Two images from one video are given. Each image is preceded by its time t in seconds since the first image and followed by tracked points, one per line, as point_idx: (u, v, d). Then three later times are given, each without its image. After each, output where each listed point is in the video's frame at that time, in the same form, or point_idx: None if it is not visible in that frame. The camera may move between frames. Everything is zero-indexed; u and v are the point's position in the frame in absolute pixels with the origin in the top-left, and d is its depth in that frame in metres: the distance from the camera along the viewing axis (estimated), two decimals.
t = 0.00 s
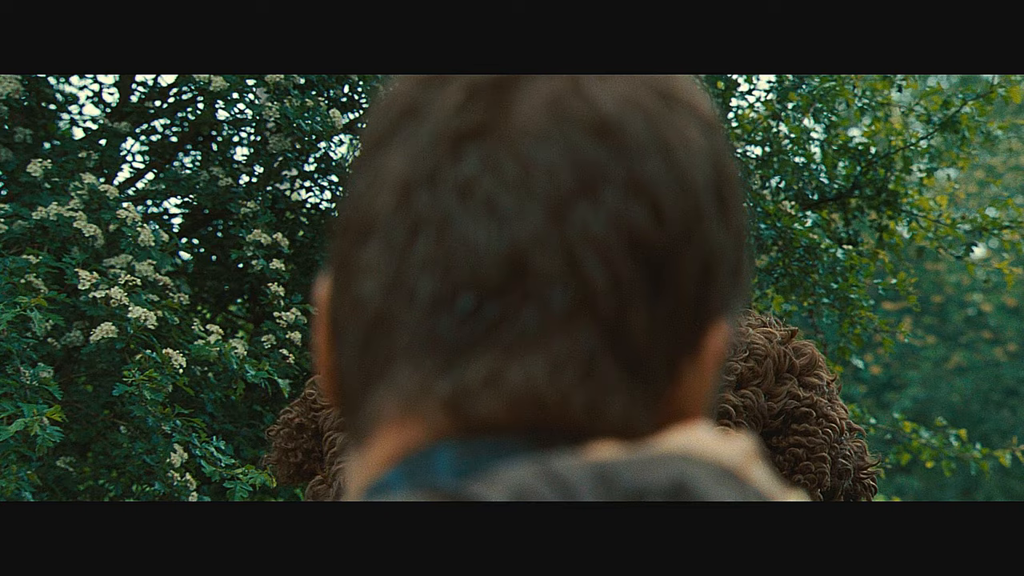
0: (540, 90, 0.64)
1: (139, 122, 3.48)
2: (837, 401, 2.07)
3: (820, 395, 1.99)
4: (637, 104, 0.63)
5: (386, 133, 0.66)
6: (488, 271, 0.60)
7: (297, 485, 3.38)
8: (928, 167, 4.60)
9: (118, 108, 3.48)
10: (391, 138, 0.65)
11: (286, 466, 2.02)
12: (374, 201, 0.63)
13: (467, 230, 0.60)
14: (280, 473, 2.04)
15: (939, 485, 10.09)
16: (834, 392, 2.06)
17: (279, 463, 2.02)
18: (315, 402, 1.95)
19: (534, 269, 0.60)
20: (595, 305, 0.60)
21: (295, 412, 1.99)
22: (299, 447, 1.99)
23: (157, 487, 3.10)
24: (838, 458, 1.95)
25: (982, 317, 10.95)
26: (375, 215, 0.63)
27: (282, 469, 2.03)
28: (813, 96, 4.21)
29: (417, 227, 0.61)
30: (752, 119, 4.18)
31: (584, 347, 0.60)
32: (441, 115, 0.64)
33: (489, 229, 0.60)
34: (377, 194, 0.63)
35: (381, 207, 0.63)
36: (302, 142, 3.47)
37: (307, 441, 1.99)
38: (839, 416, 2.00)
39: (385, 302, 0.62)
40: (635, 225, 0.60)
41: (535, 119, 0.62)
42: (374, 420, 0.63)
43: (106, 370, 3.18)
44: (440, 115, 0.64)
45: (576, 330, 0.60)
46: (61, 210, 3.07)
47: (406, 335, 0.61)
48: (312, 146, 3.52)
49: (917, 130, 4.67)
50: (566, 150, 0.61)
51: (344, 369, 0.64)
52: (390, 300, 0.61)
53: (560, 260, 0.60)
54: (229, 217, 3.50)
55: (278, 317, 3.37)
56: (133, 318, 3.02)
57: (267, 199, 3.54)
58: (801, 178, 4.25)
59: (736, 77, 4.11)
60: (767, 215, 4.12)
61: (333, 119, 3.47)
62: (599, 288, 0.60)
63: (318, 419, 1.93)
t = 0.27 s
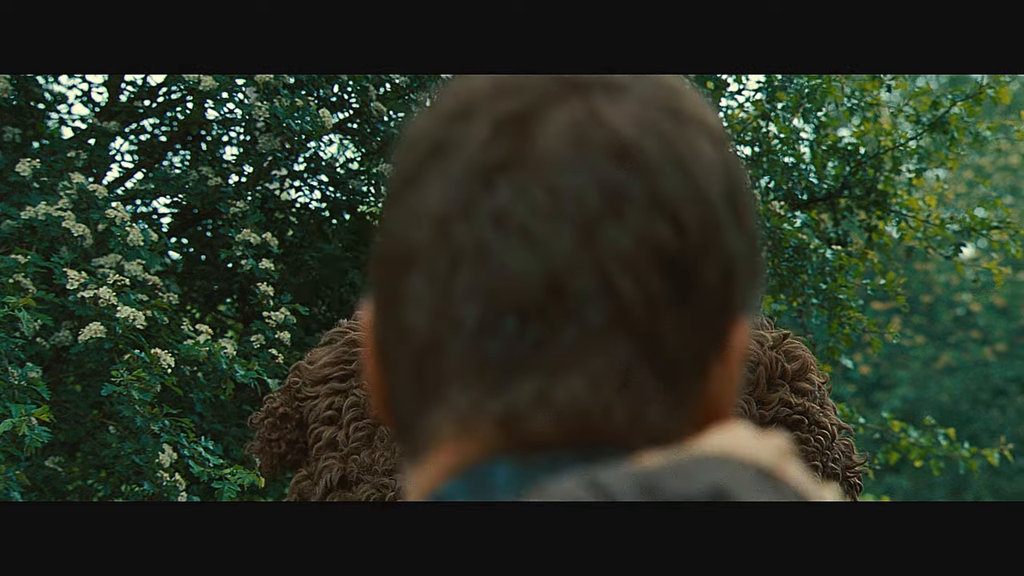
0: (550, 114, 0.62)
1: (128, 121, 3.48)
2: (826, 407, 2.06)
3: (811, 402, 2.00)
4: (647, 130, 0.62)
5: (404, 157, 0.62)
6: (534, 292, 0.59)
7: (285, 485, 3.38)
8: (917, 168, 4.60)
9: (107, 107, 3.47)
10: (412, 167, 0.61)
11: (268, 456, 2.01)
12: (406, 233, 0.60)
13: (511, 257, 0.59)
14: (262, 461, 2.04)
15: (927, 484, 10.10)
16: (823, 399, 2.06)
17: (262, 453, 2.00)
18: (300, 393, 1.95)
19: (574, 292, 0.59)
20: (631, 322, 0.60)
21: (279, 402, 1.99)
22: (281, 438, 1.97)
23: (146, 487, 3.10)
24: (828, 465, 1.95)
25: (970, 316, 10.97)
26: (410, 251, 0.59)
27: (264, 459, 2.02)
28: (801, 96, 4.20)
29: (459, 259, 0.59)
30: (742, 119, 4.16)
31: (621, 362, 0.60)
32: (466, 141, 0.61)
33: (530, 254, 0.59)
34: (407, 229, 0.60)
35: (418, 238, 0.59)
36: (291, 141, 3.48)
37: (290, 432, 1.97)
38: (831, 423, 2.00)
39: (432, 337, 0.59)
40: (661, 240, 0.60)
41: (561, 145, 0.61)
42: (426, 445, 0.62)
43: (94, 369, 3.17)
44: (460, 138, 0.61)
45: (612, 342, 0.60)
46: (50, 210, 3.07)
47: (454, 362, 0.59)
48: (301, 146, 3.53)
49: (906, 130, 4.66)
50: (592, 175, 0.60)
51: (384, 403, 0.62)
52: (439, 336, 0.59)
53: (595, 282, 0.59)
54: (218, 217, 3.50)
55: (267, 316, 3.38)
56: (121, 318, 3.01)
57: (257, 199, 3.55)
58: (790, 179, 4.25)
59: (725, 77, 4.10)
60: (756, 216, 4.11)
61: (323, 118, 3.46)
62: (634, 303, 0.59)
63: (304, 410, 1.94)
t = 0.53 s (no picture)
0: (626, 207, 0.55)
1: (120, 120, 3.48)
2: (821, 406, 2.05)
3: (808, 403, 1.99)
4: (718, 236, 0.56)
5: (486, 244, 0.58)
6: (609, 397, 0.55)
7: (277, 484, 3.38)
8: (908, 167, 4.60)
9: (99, 106, 3.47)
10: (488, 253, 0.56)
11: (257, 446, 2.01)
12: (485, 326, 0.56)
13: (588, 360, 0.54)
14: (251, 449, 2.03)
15: (918, 483, 10.12)
16: (816, 398, 2.04)
17: (251, 442, 2.00)
18: (292, 384, 1.95)
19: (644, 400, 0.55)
20: (700, 421, 0.56)
21: (271, 393, 1.98)
22: (271, 430, 1.97)
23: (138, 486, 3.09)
24: (823, 464, 1.93)
25: (961, 316, 10.99)
26: (488, 346, 0.56)
27: (253, 449, 2.01)
28: (794, 95, 4.20)
29: (536, 358, 0.55)
30: (735, 118, 4.17)
31: (690, 458, 0.57)
32: (543, 240, 0.55)
33: (606, 357, 0.54)
34: (484, 326, 0.56)
35: (497, 332, 0.55)
36: (283, 140, 3.47)
37: (281, 423, 1.97)
38: (825, 422, 1.99)
39: (511, 427, 0.57)
40: (724, 343, 0.55)
41: (639, 243, 0.54)
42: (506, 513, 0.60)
43: (85, 368, 3.17)
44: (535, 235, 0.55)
45: (680, 438, 0.56)
46: (42, 208, 3.07)
47: (535, 450, 0.57)
48: (293, 144, 3.53)
49: (898, 129, 4.65)
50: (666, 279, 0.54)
51: (463, 468, 0.60)
52: (518, 426, 0.56)
53: (667, 383, 0.55)
54: (210, 215, 3.49)
55: (259, 314, 3.38)
56: (113, 317, 3.02)
57: (249, 197, 3.55)
58: (783, 178, 4.25)
59: (717, 76, 4.11)
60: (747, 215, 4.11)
61: (314, 117, 3.48)
62: (701, 404, 0.55)
63: (295, 402, 1.93)
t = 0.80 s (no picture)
0: (761, 242, 0.69)
1: (106, 119, 3.48)
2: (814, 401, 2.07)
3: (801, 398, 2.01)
4: (839, 268, 0.70)
5: (630, 266, 0.72)
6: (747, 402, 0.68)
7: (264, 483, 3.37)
8: (895, 166, 4.60)
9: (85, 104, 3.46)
10: (636, 276, 0.71)
11: (254, 443, 2.23)
12: (636, 337, 0.70)
13: (729, 369, 0.68)
14: (246, 446, 2.25)
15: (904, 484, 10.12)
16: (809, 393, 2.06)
17: (248, 441, 2.21)
18: (289, 384, 2.18)
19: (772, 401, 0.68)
20: (821, 427, 0.70)
21: (268, 393, 2.20)
22: (268, 427, 2.19)
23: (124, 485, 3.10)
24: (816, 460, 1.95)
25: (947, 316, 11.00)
26: (640, 353, 0.70)
27: (249, 445, 2.24)
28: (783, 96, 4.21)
29: (683, 363, 0.69)
30: (722, 118, 4.18)
31: (815, 458, 0.71)
32: (688, 264, 0.69)
33: (745, 367, 0.68)
34: (636, 336, 0.70)
35: (646, 343, 0.70)
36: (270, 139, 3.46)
37: (277, 421, 2.19)
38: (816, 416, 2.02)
39: (658, 423, 0.71)
40: (845, 361, 0.69)
41: (773, 271, 0.68)
42: (654, 498, 0.73)
43: (72, 367, 3.16)
44: (682, 261, 0.69)
45: (807, 440, 0.70)
46: (28, 207, 3.05)
47: (680, 445, 0.71)
48: (280, 143, 3.53)
49: (885, 129, 4.65)
50: (798, 302, 0.67)
51: (606, 458, 0.74)
52: (663, 422, 0.70)
53: (800, 397, 0.68)
54: (198, 214, 3.48)
55: (246, 314, 3.39)
56: (100, 316, 3.02)
57: (237, 196, 3.54)
58: (770, 177, 4.26)
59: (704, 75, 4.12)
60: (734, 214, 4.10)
61: (302, 116, 3.47)
62: (824, 412, 0.69)
63: (292, 400, 2.15)
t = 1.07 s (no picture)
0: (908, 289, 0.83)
1: (91, 116, 3.48)
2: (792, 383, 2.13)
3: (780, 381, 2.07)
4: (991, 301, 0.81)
5: (782, 329, 0.66)
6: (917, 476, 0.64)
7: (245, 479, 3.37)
8: (881, 165, 4.61)
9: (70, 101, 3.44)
10: (807, 342, 0.64)
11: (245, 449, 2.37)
12: (812, 404, 0.64)
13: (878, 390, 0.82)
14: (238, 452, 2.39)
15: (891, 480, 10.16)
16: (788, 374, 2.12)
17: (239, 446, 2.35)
18: (275, 388, 2.33)
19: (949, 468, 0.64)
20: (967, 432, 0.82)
21: (255, 400, 2.34)
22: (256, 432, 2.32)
23: (110, 482, 3.10)
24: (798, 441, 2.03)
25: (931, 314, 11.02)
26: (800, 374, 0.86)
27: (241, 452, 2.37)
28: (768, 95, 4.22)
29: (859, 435, 0.64)
30: (707, 117, 4.19)
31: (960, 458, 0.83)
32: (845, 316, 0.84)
33: (922, 436, 0.63)
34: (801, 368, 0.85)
35: (824, 409, 0.64)
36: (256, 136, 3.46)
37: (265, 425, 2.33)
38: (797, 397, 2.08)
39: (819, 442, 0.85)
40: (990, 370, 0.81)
41: (947, 340, 0.62)
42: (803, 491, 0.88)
43: (57, 365, 3.15)
44: (857, 331, 0.63)
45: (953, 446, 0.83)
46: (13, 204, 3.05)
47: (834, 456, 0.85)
48: (266, 140, 3.53)
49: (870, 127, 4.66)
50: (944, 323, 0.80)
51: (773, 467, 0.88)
52: (842, 487, 0.65)
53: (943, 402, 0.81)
54: (183, 212, 3.48)
55: (231, 311, 3.39)
56: (85, 313, 3.01)
57: (222, 193, 3.54)
58: (755, 176, 4.28)
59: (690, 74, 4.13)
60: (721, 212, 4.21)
61: (288, 113, 3.46)
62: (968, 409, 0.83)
63: (278, 404, 2.30)
